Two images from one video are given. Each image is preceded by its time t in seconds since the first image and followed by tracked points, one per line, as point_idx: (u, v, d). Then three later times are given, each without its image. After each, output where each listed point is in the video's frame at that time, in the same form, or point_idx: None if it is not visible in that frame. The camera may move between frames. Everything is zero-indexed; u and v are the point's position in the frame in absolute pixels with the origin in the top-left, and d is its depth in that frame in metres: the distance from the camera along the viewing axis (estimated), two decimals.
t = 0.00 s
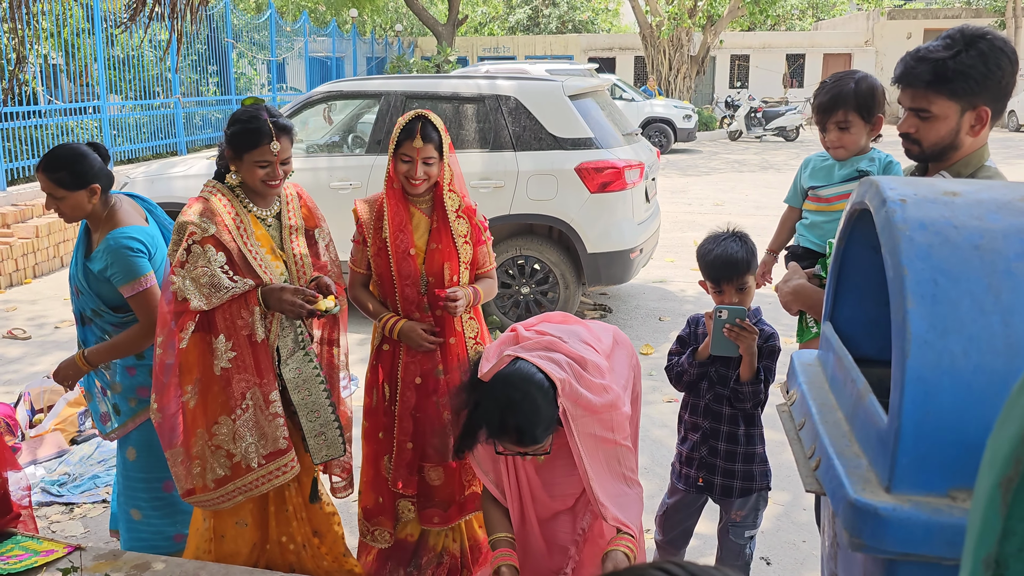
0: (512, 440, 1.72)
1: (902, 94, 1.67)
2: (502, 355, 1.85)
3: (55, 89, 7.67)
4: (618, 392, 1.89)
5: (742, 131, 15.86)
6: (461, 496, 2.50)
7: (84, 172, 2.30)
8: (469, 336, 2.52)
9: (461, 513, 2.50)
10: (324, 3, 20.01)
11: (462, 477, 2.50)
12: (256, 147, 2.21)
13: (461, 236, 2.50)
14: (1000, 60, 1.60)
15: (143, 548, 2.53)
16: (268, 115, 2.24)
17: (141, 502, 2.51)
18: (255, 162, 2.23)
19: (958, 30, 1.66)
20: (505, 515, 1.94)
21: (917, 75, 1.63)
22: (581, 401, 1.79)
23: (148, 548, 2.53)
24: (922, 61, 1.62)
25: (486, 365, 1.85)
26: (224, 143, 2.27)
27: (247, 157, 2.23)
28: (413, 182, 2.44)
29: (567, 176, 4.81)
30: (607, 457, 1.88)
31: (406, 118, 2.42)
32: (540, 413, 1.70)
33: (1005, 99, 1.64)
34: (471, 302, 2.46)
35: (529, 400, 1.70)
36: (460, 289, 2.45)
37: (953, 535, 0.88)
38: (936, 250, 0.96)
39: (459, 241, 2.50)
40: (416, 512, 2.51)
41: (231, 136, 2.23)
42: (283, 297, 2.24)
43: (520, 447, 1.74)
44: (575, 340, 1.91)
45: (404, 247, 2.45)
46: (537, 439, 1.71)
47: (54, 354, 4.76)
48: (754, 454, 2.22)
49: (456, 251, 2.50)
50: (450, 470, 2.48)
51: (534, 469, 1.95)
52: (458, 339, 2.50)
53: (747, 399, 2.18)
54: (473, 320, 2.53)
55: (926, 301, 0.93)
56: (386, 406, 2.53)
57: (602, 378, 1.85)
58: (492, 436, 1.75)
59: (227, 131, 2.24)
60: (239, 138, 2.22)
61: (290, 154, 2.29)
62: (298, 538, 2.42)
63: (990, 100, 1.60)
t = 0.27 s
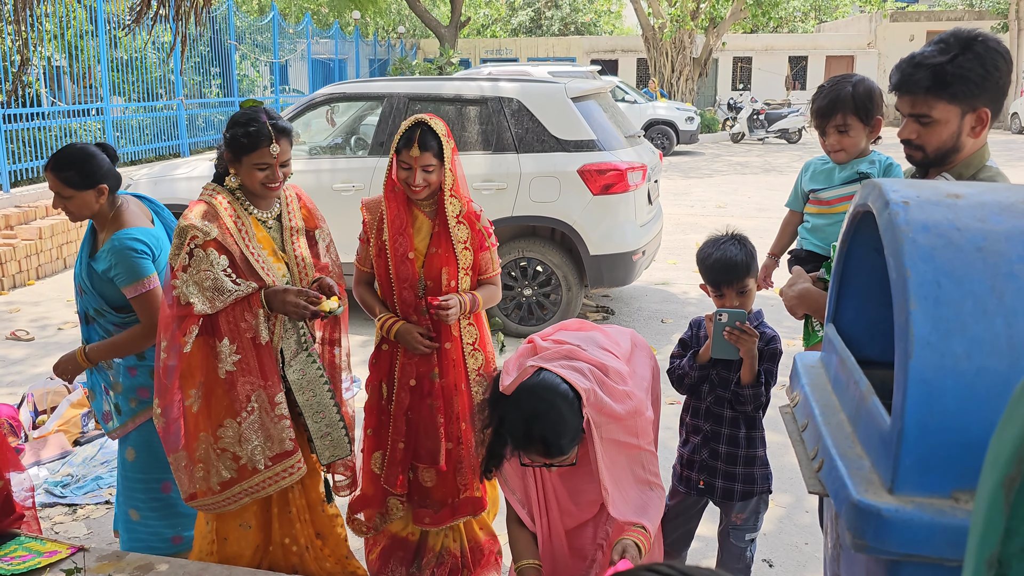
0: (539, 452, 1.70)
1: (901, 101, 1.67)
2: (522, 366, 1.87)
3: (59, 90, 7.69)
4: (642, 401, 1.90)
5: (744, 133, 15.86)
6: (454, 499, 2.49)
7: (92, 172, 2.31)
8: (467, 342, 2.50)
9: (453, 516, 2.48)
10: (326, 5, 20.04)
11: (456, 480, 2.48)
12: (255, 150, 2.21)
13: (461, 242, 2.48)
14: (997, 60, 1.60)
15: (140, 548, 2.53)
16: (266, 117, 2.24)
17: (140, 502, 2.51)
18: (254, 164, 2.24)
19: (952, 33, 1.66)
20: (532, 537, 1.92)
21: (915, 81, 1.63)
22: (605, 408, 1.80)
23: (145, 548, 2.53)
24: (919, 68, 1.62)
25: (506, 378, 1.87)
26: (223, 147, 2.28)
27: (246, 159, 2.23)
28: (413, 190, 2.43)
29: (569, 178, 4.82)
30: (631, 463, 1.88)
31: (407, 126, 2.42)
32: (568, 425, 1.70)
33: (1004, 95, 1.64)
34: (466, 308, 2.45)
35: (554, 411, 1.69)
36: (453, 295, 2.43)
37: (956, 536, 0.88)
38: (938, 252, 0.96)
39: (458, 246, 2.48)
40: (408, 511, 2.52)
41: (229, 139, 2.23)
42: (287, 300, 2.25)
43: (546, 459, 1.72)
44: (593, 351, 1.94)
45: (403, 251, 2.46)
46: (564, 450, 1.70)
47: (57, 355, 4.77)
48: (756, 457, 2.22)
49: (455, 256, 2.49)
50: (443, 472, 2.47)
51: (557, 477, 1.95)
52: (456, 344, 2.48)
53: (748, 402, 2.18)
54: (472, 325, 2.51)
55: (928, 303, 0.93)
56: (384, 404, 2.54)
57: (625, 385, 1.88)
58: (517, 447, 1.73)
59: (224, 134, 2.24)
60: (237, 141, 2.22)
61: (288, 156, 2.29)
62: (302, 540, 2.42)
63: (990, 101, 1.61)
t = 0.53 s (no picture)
0: (554, 465, 1.72)
1: (899, 105, 1.67)
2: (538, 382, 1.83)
3: (61, 91, 7.70)
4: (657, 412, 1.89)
5: (745, 135, 15.87)
6: (453, 501, 2.49)
7: (96, 172, 2.32)
8: (467, 346, 2.49)
9: (452, 518, 2.48)
10: (328, 7, 20.06)
11: (456, 482, 2.48)
12: (256, 152, 2.21)
13: (461, 245, 2.48)
14: (994, 62, 1.60)
15: (138, 548, 2.53)
16: (267, 120, 2.25)
17: (138, 503, 2.51)
18: (255, 167, 2.24)
19: (947, 36, 1.66)
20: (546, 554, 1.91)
21: (914, 85, 1.62)
22: (621, 424, 1.79)
23: (143, 549, 2.53)
24: (913, 72, 1.62)
25: (522, 395, 1.82)
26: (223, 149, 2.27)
27: (246, 162, 2.23)
28: (418, 193, 2.45)
29: (570, 180, 4.82)
30: (647, 476, 1.88)
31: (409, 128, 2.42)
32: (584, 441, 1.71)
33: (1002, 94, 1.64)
34: (470, 313, 2.44)
35: (571, 425, 1.70)
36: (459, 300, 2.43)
37: (955, 538, 0.88)
38: (937, 254, 0.97)
39: (459, 250, 2.48)
40: (408, 511, 2.53)
41: (228, 143, 2.23)
42: (290, 302, 2.25)
43: (561, 473, 1.74)
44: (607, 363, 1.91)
45: (404, 254, 2.46)
46: (579, 466, 1.71)
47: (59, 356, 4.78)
48: (754, 460, 2.22)
49: (455, 259, 2.49)
50: (443, 473, 2.48)
51: (569, 492, 1.92)
52: (456, 346, 2.48)
53: (747, 405, 2.18)
54: (473, 329, 2.51)
55: (927, 305, 0.93)
56: (384, 405, 2.54)
57: (640, 397, 1.86)
58: (531, 461, 1.74)
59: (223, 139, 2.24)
60: (237, 144, 2.22)
61: (289, 158, 2.29)
62: (303, 542, 2.42)
63: (988, 102, 1.61)
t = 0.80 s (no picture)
0: (551, 466, 1.72)
1: (898, 109, 1.67)
2: (541, 384, 1.87)
3: (62, 92, 7.71)
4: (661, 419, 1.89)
5: (746, 136, 15.88)
6: (454, 502, 2.49)
7: (98, 171, 2.32)
8: (467, 349, 2.50)
9: (452, 519, 2.49)
10: (329, 8, 20.08)
11: (456, 484, 2.48)
12: (257, 154, 2.21)
13: (461, 247, 2.49)
14: (992, 65, 1.60)
15: (132, 548, 2.53)
16: (268, 122, 2.25)
17: (135, 503, 2.52)
18: (256, 169, 2.23)
19: (946, 39, 1.66)
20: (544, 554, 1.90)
21: (913, 89, 1.62)
22: (624, 427, 1.78)
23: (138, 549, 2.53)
24: (912, 75, 1.63)
25: (526, 396, 1.85)
26: (223, 151, 2.27)
27: (247, 164, 2.23)
28: (418, 195, 2.45)
29: (571, 181, 4.82)
30: (649, 480, 1.86)
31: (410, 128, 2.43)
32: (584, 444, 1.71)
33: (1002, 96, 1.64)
34: (471, 316, 2.45)
35: (572, 427, 1.71)
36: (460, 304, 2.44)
37: (949, 540, 0.88)
38: (933, 257, 0.97)
39: (459, 252, 2.48)
40: (410, 514, 2.52)
41: (228, 145, 2.23)
42: (290, 303, 2.26)
43: (559, 474, 1.74)
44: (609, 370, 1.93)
45: (403, 256, 2.47)
46: (577, 468, 1.71)
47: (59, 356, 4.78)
48: (756, 462, 2.21)
49: (455, 262, 2.49)
50: (444, 475, 2.47)
51: (572, 494, 1.91)
52: (456, 348, 2.48)
53: (748, 407, 2.16)
54: (473, 332, 2.51)
55: (923, 308, 0.93)
56: (384, 407, 2.54)
57: (645, 402, 1.86)
58: (531, 461, 1.76)
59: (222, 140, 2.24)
60: (238, 145, 2.21)
61: (290, 159, 2.29)
62: (302, 543, 2.42)
63: (987, 105, 1.61)
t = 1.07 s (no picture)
0: (542, 429, 1.73)
1: (899, 109, 1.67)
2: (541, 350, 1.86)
3: (62, 91, 7.71)
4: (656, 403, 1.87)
5: (746, 137, 15.89)
6: (450, 504, 2.49)
7: (101, 168, 2.33)
8: (466, 349, 2.49)
9: (447, 521, 2.49)
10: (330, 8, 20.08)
11: (452, 484, 2.48)
12: (259, 152, 2.21)
13: (460, 246, 2.48)
14: (993, 66, 1.60)
15: (128, 547, 2.54)
16: (269, 121, 2.25)
17: (132, 502, 2.52)
18: (257, 167, 2.23)
19: (948, 40, 1.67)
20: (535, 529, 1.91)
21: (914, 90, 1.63)
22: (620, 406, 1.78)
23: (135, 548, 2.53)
24: (913, 76, 1.63)
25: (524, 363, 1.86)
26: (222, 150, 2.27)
27: (247, 163, 2.22)
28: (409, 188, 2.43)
29: (571, 182, 4.82)
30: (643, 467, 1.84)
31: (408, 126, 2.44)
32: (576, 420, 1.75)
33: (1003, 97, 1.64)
34: (468, 318, 2.44)
35: (564, 393, 1.72)
36: (456, 305, 2.42)
37: (947, 540, 0.89)
38: (931, 257, 0.97)
39: (457, 250, 2.47)
40: (406, 512, 2.52)
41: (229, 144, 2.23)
42: (289, 302, 2.25)
43: (548, 439, 1.74)
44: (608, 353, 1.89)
45: (403, 253, 2.47)
46: (566, 434, 1.72)
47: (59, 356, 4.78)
48: (761, 463, 2.22)
49: (452, 262, 2.48)
50: (439, 475, 2.48)
51: (567, 472, 1.91)
52: (455, 351, 2.46)
53: (753, 408, 2.18)
54: (470, 333, 2.50)
55: (920, 308, 0.93)
56: (382, 406, 2.54)
57: (644, 385, 1.83)
58: (521, 424, 1.77)
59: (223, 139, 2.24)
60: (239, 144, 2.21)
61: (291, 159, 2.29)
62: (301, 543, 2.42)
63: (988, 106, 1.61)
